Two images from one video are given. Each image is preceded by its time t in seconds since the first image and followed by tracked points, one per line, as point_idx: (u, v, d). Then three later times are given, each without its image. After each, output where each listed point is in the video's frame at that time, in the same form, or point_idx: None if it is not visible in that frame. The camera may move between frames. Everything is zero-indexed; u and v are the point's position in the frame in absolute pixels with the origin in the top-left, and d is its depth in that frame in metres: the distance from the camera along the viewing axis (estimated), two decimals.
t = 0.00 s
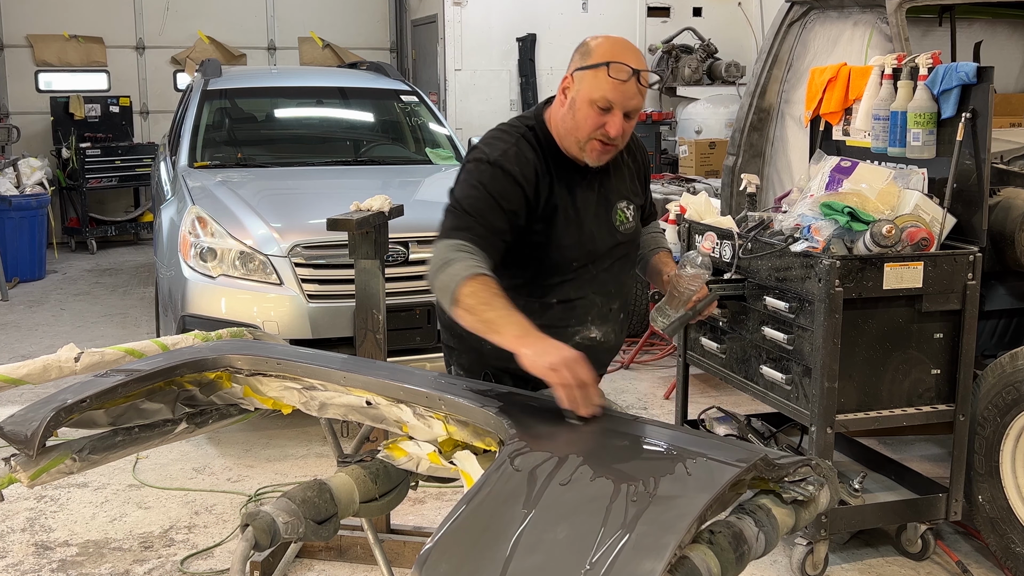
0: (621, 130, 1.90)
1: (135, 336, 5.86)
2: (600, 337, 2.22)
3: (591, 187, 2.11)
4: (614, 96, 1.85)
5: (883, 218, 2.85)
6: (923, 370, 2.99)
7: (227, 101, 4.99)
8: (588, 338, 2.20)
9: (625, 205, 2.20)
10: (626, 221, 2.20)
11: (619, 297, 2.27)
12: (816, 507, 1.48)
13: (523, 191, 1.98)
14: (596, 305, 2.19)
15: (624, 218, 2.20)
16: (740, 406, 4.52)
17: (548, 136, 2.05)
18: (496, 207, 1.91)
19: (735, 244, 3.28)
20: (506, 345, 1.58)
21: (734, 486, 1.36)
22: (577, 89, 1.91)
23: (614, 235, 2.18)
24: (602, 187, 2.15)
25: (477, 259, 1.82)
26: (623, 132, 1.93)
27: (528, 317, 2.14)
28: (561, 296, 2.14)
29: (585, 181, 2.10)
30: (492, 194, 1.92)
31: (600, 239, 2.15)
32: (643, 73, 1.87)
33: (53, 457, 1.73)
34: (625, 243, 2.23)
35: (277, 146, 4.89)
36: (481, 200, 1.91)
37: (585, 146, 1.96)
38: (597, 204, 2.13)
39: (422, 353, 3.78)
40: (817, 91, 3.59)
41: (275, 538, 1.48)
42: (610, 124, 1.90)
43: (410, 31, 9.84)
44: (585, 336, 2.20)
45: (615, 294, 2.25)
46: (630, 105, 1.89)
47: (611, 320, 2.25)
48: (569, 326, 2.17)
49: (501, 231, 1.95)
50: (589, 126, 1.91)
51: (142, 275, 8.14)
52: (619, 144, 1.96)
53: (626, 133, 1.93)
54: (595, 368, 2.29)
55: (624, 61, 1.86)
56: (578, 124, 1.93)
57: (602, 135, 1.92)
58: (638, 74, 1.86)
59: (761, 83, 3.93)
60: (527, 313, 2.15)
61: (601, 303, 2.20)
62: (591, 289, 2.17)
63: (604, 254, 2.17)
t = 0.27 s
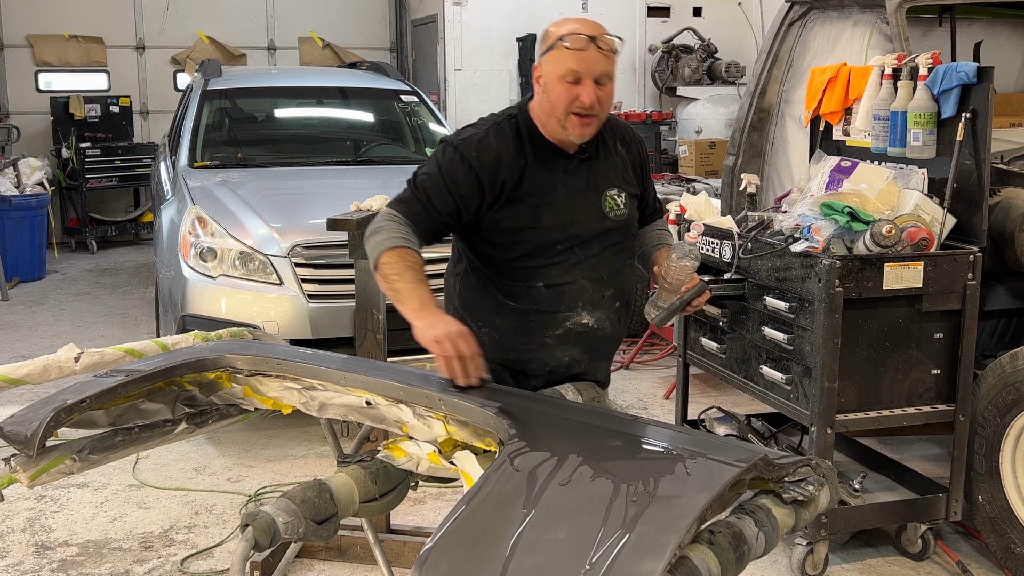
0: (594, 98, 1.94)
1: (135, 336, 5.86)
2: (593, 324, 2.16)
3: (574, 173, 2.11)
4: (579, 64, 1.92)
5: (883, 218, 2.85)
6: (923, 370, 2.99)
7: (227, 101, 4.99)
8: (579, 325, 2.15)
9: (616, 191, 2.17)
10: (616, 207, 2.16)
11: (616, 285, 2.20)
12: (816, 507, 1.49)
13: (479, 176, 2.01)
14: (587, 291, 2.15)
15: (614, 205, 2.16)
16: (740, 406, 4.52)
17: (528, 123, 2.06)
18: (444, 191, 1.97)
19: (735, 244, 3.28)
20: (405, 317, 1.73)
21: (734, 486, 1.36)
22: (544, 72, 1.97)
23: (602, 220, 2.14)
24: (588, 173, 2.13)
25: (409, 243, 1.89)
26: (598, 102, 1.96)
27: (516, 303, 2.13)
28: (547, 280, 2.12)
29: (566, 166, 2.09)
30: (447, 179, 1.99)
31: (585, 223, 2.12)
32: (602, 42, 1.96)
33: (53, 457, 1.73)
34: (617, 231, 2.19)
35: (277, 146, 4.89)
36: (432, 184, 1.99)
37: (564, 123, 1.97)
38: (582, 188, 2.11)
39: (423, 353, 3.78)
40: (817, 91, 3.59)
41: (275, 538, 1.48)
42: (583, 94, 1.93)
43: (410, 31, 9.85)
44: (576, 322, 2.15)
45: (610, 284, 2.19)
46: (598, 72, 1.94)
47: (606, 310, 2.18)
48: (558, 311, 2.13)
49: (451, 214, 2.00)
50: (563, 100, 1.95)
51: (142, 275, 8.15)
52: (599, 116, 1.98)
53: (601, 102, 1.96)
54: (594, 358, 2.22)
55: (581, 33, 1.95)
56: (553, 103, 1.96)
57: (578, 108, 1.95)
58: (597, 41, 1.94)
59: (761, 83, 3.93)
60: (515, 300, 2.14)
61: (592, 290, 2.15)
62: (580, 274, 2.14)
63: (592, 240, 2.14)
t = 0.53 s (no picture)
0: (559, 85, 2.06)
1: (135, 336, 5.86)
2: (584, 314, 2.26)
3: (558, 165, 2.22)
4: (538, 56, 2.04)
5: (883, 218, 2.85)
6: (923, 370, 2.99)
7: (227, 101, 4.99)
8: (570, 315, 2.25)
9: (603, 182, 2.27)
10: (603, 197, 2.26)
11: (608, 276, 2.28)
12: (816, 507, 1.49)
13: (457, 177, 2.19)
14: (576, 281, 2.25)
15: (602, 194, 2.26)
16: (740, 406, 4.52)
17: (509, 122, 2.21)
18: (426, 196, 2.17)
19: (735, 244, 3.27)
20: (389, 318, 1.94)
21: (734, 486, 1.36)
22: (511, 72, 2.11)
23: (589, 209, 2.25)
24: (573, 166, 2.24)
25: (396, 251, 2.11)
26: (565, 88, 2.07)
27: (507, 294, 2.26)
28: (536, 270, 2.23)
29: (548, 159, 2.22)
30: (429, 185, 2.18)
31: (570, 214, 2.24)
32: (557, 29, 2.06)
33: (53, 457, 1.73)
34: (608, 222, 2.28)
35: (277, 146, 4.89)
36: (417, 191, 2.20)
37: (539, 115, 2.09)
38: (566, 180, 2.23)
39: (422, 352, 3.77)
40: (817, 91, 3.59)
41: (275, 538, 1.48)
42: (548, 83, 2.06)
43: (410, 31, 9.85)
44: (566, 312, 2.25)
45: (601, 274, 2.27)
46: (559, 58, 2.05)
47: (598, 298, 2.26)
48: (548, 301, 2.24)
49: (436, 217, 2.20)
50: (533, 93, 2.07)
51: (142, 275, 8.14)
52: (572, 100, 2.09)
53: (568, 87, 2.07)
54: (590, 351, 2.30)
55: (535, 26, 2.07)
56: (525, 99, 2.10)
57: (547, 98, 2.07)
58: (550, 30, 2.05)
59: (761, 83, 3.93)
60: (507, 291, 2.26)
61: (582, 280, 2.25)
62: (569, 264, 2.24)
63: (580, 230, 2.25)
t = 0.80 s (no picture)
0: (542, 88, 2.10)
1: (134, 336, 5.86)
2: (580, 309, 2.29)
3: (548, 163, 2.26)
4: (518, 60, 2.08)
5: (883, 218, 2.85)
6: (923, 370, 2.99)
7: (227, 101, 4.99)
8: (566, 310, 2.28)
9: (594, 177, 2.30)
10: (595, 192, 2.29)
11: (603, 271, 2.31)
12: (816, 507, 1.49)
13: (448, 185, 2.24)
14: (571, 276, 2.28)
15: (594, 189, 2.29)
16: (740, 406, 4.52)
17: (497, 125, 2.26)
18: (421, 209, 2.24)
19: (735, 244, 3.27)
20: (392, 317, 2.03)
21: (734, 486, 1.36)
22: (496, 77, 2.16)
23: (581, 205, 2.28)
24: (564, 162, 2.28)
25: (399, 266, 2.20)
26: (549, 90, 2.12)
27: (503, 292, 2.29)
28: (530, 267, 2.27)
29: (538, 158, 2.26)
30: (422, 198, 2.25)
31: (562, 210, 2.27)
32: (536, 31, 2.10)
33: (53, 457, 1.73)
34: (601, 217, 2.31)
35: (277, 146, 4.89)
36: (412, 203, 2.27)
37: (525, 117, 2.15)
38: (557, 178, 2.27)
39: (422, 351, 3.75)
40: (817, 91, 3.59)
41: (275, 538, 1.48)
42: (531, 87, 2.10)
43: (410, 31, 9.85)
44: (562, 308, 2.28)
45: (596, 268, 2.30)
46: (540, 61, 2.09)
47: (593, 292, 2.30)
48: (544, 297, 2.28)
49: (432, 226, 2.26)
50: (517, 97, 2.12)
51: (142, 275, 8.14)
52: (557, 100, 2.13)
53: (552, 88, 2.12)
54: (588, 347, 2.34)
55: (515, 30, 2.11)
56: (510, 102, 2.15)
57: (531, 101, 2.11)
58: (529, 33, 2.09)
59: (761, 83, 3.93)
60: (502, 289, 2.30)
61: (577, 275, 2.28)
62: (564, 260, 2.27)
63: (573, 227, 2.28)
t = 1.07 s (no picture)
0: (537, 90, 2.11)
1: (135, 336, 5.86)
2: (579, 307, 2.29)
3: (545, 163, 2.27)
4: (513, 63, 2.09)
5: (883, 219, 2.85)
6: (923, 370, 2.99)
7: (227, 101, 4.99)
8: (565, 308, 2.28)
9: (591, 175, 2.30)
10: (592, 190, 2.29)
11: (602, 269, 2.31)
12: (816, 507, 1.48)
13: (444, 185, 2.25)
14: (570, 275, 2.28)
15: (591, 188, 2.29)
16: (740, 406, 4.52)
17: (492, 126, 2.26)
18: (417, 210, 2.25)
19: (735, 244, 3.27)
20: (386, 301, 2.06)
21: (734, 486, 1.36)
22: (491, 79, 2.17)
23: (578, 203, 2.28)
24: (561, 161, 2.28)
25: (397, 265, 2.22)
26: (543, 92, 2.13)
27: (502, 291, 2.30)
28: (528, 266, 2.27)
29: (534, 158, 2.26)
30: (418, 199, 2.26)
31: (560, 209, 2.27)
32: (530, 34, 2.10)
33: (53, 457, 1.73)
34: (599, 215, 2.31)
35: (276, 146, 4.89)
36: (409, 204, 2.28)
37: (521, 119, 2.16)
38: (553, 177, 2.27)
39: (422, 352, 3.75)
40: (817, 91, 3.59)
41: (276, 538, 1.48)
42: (526, 89, 2.11)
43: (410, 31, 9.85)
44: (561, 306, 2.28)
45: (594, 267, 2.30)
46: (533, 64, 2.10)
47: (592, 291, 2.30)
48: (542, 295, 2.28)
49: (429, 227, 2.26)
50: (512, 99, 2.14)
51: (142, 275, 8.14)
52: (551, 102, 2.15)
53: (546, 90, 2.13)
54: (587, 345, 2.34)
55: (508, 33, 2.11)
56: (505, 104, 2.16)
57: (526, 103, 2.13)
58: (522, 36, 2.10)
59: (761, 83, 3.93)
60: (501, 288, 2.30)
61: (575, 274, 2.28)
62: (562, 259, 2.27)
63: (571, 226, 2.28)
